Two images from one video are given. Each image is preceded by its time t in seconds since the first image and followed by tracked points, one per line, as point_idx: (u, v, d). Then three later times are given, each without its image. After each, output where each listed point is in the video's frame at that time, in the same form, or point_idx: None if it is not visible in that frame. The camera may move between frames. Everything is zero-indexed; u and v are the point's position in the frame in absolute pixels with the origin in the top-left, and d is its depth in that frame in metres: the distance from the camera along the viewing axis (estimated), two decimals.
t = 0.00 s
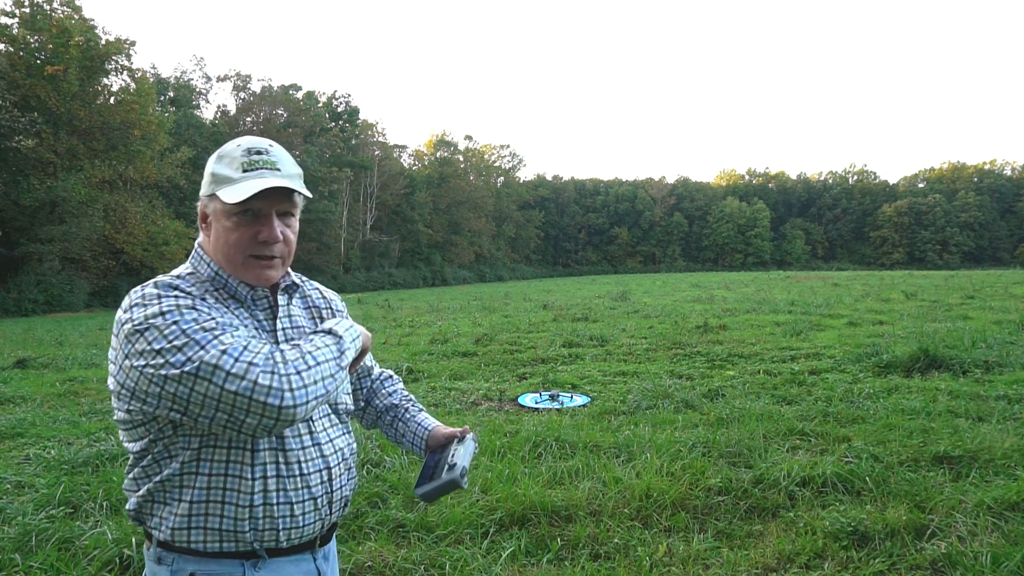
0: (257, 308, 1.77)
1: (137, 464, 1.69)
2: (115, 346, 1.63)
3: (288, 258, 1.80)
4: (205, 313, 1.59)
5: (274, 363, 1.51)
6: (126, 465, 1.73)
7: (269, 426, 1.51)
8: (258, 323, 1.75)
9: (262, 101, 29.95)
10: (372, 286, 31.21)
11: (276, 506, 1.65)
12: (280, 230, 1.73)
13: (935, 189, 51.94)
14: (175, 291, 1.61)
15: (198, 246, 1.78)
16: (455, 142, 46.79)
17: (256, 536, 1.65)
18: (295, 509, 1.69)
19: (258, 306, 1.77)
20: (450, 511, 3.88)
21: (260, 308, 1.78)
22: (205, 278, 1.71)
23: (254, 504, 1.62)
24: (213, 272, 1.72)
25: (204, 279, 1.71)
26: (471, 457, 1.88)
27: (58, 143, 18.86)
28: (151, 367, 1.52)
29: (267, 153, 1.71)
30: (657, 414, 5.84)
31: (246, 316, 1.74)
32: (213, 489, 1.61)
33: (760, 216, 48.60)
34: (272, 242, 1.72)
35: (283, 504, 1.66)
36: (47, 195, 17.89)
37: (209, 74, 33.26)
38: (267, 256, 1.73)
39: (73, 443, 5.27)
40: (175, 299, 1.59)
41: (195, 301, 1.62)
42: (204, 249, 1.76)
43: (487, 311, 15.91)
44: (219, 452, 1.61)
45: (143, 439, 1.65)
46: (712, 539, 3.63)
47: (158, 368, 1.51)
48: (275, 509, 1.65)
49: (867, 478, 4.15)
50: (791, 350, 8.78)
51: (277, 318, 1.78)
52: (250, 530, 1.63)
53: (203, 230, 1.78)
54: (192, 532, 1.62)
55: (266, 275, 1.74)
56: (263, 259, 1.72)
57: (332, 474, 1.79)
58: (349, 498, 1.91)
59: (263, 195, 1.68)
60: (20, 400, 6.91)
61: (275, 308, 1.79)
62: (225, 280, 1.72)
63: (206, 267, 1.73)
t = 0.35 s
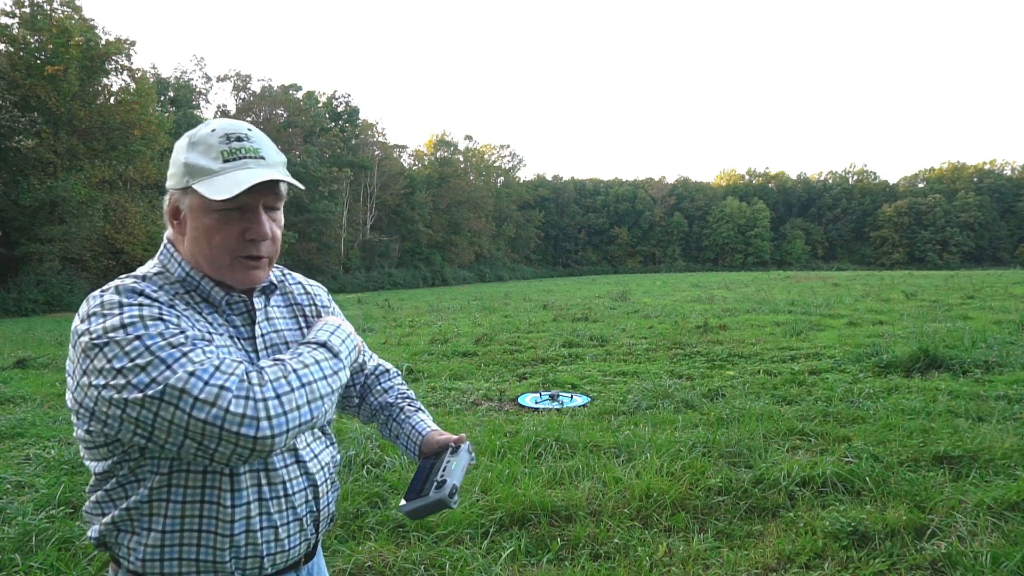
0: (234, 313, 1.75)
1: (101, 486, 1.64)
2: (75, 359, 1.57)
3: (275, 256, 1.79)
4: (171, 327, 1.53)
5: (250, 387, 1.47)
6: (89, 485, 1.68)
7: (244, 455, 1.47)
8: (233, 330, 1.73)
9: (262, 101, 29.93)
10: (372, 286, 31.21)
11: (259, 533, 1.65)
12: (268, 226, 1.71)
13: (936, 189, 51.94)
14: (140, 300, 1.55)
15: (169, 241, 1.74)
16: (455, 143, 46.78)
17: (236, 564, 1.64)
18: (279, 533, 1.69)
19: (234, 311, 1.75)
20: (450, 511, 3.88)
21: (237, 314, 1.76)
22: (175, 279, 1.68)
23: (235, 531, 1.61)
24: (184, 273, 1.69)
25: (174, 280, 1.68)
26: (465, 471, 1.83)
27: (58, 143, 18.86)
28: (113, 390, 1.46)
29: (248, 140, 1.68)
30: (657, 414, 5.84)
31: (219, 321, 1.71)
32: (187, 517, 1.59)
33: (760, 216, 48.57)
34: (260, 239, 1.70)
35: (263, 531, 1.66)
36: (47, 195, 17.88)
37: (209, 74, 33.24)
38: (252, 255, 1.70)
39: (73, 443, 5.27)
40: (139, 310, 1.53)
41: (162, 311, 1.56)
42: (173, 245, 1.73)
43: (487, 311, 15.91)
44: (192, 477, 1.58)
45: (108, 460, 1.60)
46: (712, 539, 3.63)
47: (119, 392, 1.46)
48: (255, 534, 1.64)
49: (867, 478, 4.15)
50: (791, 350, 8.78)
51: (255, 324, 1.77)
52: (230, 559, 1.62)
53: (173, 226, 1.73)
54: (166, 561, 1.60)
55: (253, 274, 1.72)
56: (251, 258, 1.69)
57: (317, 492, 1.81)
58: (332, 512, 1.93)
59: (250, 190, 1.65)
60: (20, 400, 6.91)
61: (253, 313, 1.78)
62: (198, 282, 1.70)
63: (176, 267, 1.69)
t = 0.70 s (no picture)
0: (242, 313, 1.76)
1: (108, 489, 1.63)
2: (83, 366, 1.54)
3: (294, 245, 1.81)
4: (185, 335, 1.51)
5: (265, 405, 1.45)
6: (92, 486, 1.66)
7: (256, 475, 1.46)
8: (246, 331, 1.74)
9: (262, 101, 29.92)
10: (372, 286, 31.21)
11: (271, 535, 1.67)
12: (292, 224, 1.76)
13: (936, 189, 51.96)
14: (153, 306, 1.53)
15: (172, 242, 1.71)
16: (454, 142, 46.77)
17: (247, 568, 1.66)
18: (290, 535, 1.72)
19: (242, 311, 1.76)
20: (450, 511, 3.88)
21: (244, 315, 1.76)
22: (182, 279, 1.68)
23: (246, 536, 1.62)
24: (192, 273, 1.69)
25: (181, 280, 1.67)
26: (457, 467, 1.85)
27: (58, 143, 18.85)
28: (126, 401, 1.44)
29: (261, 139, 1.69)
30: (657, 414, 5.84)
31: (230, 320, 1.71)
32: (198, 524, 1.58)
33: (760, 216, 48.57)
34: (288, 236, 1.72)
35: (275, 534, 1.69)
36: (47, 195, 17.88)
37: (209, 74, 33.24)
38: (281, 250, 1.73)
39: (73, 443, 5.27)
40: (154, 318, 1.50)
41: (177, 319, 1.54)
42: (179, 246, 1.71)
43: (487, 311, 15.91)
44: (204, 484, 1.57)
45: (115, 466, 1.58)
46: (712, 539, 3.63)
47: (132, 403, 1.44)
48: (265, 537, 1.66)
49: (867, 478, 4.15)
50: (791, 350, 8.78)
51: (262, 323, 1.77)
52: (240, 565, 1.63)
53: (180, 232, 1.67)
54: (175, 567, 1.59)
55: (280, 270, 1.74)
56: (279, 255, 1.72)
57: (326, 492, 1.85)
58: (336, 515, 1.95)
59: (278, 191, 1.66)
60: (20, 400, 6.91)
61: (260, 312, 1.78)
62: (210, 280, 1.69)
63: (184, 266, 1.69)
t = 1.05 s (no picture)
0: (281, 312, 1.78)
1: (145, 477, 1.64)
2: (127, 362, 1.55)
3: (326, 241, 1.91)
4: (224, 351, 1.49)
5: (268, 442, 1.40)
6: (124, 476, 1.66)
7: (255, 505, 1.43)
8: (285, 331, 1.76)
9: (262, 101, 29.92)
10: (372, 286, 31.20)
11: (292, 534, 1.68)
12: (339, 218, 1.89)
13: (936, 189, 51.94)
14: (196, 317, 1.52)
15: (219, 243, 1.73)
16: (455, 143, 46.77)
17: (270, 564, 1.67)
18: (312, 533, 1.73)
19: (281, 310, 1.78)
20: (450, 511, 3.88)
21: (281, 313, 1.78)
22: (230, 279, 1.69)
23: (270, 532, 1.63)
24: (240, 272, 1.70)
25: (229, 280, 1.68)
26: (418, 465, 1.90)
27: (58, 143, 18.85)
28: (158, 410, 1.44)
29: (318, 142, 1.80)
30: (657, 414, 5.84)
31: (272, 320, 1.73)
32: (226, 519, 1.59)
33: (760, 216, 48.56)
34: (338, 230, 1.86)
35: (297, 529, 1.70)
36: (47, 195, 17.89)
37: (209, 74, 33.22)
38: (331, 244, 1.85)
39: (73, 443, 5.27)
40: (195, 331, 1.49)
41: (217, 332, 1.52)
42: (227, 247, 1.73)
43: (487, 311, 15.91)
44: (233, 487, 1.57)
45: (149, 461, 1.59)
46: (712, 539, 3.63)
47: (164, 412, 1.43)
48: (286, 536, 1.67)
49: (867, 479, 4.15)
50: (791, 350, 8.78)
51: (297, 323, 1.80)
52: (264, 559, 1.64)
53: (240, 226, 1.70)
54: (202, 559, 1.61)
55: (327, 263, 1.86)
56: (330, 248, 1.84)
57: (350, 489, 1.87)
58: (354, 507, 1.96)
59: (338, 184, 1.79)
60: (20, 400, 6.91)
61: (294, 313, 1.81)
62: (256, 279, 1.72)
63: (231, 266, 1.71)
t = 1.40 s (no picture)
0: (295, 310, 1.79)
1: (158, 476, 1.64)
2: (152, 354, 1.56)
3: (332, 248, 1.84)
4: (248, 342, 1.50)
5: (303, 418, 1.41)
6: (142, 469, 1.67)
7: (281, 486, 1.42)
8: (299, 328, 1.77)
9: (262, 101, 29.90)
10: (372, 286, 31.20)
11: (302, 528, 1.68)
12: (333, 219, 1.79)
13: (936, 189, 51.96)
14: (222, 310, 1.53)
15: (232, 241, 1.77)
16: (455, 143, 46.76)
17: (280, 557, 1.66)
18: (322, 528, 1.73)
19: (295, 307, 1.78)
20: (450, 511, 3.88)
21: (295, 311, 1.79)
22: (247, 277, 1.69)
23: (282, 528, 1.64)
24: (256, 271, 1.70)
25: (246, 278, 1.68)
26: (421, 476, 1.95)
27: (59, 143, 18.84)
28: (185, 396, 1.45)
29: (315, 140, 1.74)
30: (657, 414, 5.84)
31: (288, 317, 1.74)
32: (240, 512, 1.60)
33: (760, 216, 48.55)
34: (325, 230, 1.75)
35: (308, 525, 1.70)
36: (47, 195, 17.88)
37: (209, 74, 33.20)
38: (318, 245, 1.76)
39: (73, 443, 5.27)
40: (223, 321, 1.50)
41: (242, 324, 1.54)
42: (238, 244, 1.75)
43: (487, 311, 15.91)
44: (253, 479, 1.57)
45: (170, 454, 1.59)
46: (712, 540, 3.63)
47: (190, 399, 1.44)
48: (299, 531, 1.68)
49: (867, 479, 4.15)
50: (791, 350, 8.78)
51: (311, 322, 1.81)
52: (274, 553, 1.64)
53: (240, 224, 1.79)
54: (214, 552, 1.61)
55: (316, 266, 1.77)
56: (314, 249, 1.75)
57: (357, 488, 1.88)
58: (361, 505, 1.96)
59: (319, 181, 1.71)
60: (20, 400, 6.91)
61: (308, 312, 1.81)
62: (273, 278, 1.72)
63: (247, 265, 1.71)
